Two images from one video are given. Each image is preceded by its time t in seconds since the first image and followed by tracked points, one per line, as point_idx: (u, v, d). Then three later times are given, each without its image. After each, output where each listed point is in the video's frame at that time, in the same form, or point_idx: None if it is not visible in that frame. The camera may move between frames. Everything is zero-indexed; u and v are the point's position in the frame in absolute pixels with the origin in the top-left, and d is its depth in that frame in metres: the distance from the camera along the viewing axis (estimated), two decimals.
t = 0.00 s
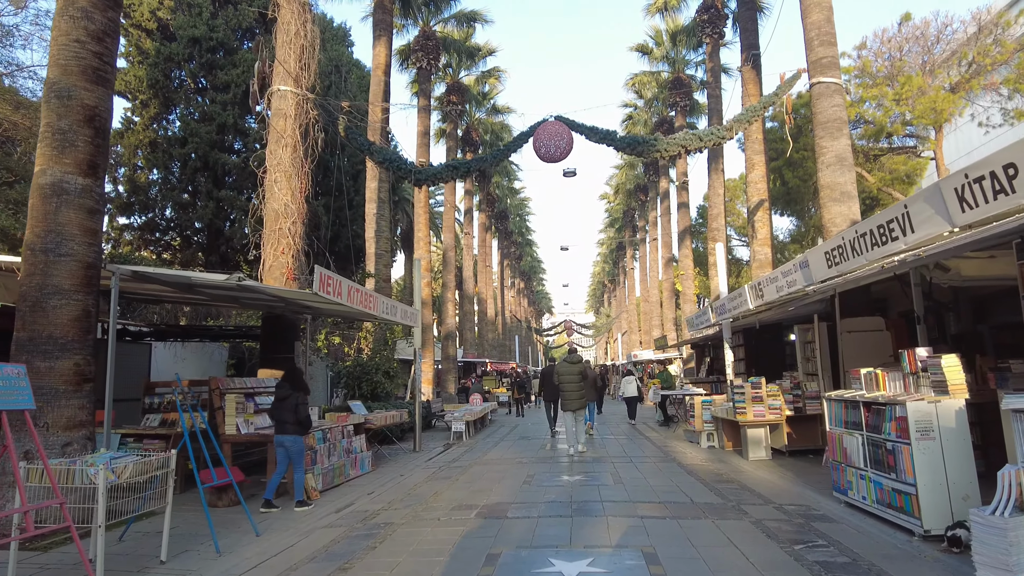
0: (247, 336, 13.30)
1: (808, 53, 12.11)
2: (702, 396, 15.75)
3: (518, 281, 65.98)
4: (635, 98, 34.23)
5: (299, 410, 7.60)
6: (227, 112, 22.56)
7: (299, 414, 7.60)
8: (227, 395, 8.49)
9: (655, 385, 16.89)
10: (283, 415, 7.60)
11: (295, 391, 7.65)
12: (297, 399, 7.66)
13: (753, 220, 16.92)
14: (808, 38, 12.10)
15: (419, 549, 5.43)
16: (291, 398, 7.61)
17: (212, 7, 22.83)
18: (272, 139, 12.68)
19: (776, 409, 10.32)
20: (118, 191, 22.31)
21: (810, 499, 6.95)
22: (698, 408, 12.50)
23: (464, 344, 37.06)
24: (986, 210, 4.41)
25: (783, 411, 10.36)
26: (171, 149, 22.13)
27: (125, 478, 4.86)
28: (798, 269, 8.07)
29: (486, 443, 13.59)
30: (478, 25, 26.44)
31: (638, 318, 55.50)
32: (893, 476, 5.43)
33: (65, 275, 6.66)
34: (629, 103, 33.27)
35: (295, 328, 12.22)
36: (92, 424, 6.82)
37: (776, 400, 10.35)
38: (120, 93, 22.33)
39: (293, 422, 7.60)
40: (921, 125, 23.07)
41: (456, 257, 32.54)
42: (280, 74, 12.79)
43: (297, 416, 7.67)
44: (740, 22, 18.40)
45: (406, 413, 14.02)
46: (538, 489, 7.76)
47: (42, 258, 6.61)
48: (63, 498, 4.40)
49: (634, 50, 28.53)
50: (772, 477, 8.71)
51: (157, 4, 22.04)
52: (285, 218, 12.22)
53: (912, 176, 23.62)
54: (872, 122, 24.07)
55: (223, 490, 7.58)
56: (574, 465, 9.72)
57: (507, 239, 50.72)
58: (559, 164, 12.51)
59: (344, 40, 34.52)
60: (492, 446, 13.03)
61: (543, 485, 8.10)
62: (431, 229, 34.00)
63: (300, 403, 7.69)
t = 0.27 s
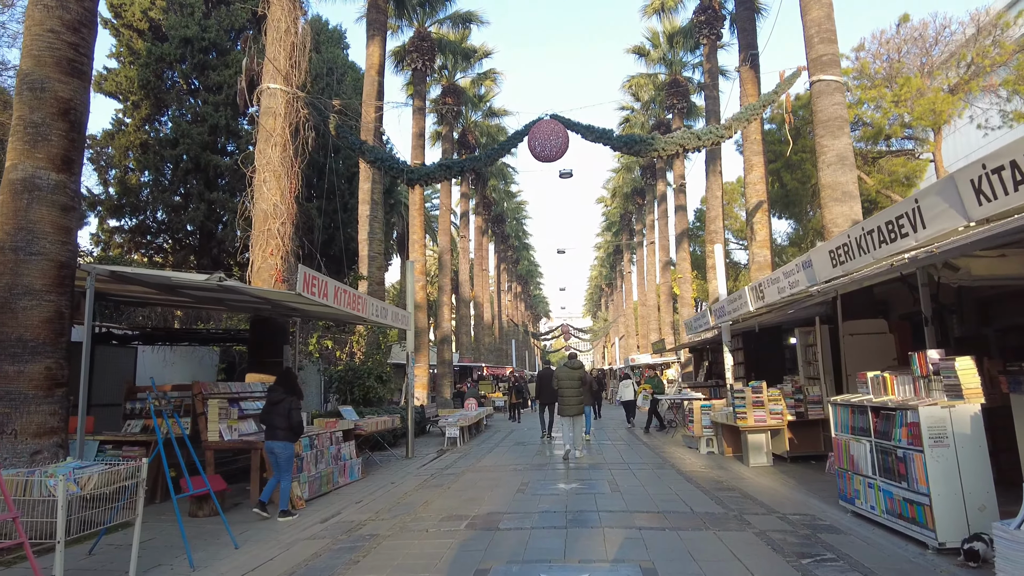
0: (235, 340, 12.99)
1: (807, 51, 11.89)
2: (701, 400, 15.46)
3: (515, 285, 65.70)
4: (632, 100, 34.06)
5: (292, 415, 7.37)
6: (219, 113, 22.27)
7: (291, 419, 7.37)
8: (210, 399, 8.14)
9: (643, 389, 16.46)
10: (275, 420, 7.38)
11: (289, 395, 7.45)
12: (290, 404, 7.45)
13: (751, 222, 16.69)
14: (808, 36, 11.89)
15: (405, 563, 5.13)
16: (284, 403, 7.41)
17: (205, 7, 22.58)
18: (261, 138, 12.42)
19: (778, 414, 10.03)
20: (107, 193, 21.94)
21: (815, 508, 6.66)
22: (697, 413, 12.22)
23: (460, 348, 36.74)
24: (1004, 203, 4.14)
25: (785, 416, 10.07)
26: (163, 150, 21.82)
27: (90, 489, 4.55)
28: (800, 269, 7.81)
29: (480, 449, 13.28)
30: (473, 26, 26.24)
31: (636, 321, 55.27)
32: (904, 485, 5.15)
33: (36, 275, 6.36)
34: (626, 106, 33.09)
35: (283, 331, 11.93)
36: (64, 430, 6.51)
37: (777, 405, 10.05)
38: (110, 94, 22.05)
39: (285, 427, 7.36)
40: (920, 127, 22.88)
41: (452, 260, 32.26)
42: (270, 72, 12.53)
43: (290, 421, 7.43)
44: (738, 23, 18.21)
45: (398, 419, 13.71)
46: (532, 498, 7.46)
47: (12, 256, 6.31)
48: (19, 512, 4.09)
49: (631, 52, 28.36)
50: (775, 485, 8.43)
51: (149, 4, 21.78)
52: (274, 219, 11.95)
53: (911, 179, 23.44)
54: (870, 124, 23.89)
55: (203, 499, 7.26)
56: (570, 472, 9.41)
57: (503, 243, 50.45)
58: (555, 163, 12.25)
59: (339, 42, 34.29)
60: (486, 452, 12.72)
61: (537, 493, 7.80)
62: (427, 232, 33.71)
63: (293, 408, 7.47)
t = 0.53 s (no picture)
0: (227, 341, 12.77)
1: (810, 47, 11.68)
2: (702, 403, 15.21)
3: (514, 286, 65.49)
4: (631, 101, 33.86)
5: (283, 420, 7.17)
6: (214, 112, 22.03)
7: (282, 424, 7.17)
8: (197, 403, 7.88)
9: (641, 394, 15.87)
10: (265, 424, 7.19)
11: (280, 399, 7.27)
12: (281, 408, 7.26)
13: (752, 222, 16.46)
14: (811, 31, 11.67)
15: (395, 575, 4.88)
16: (275, 407, 7.23)
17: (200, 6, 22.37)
18: (253, 136, 12.19)
19: (782, 417, 9.78)
20: (101, 193, 21.71)
21: (822, 515, 6.42)
22: (698, 415, 11.98)
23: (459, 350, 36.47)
24: None
25: (789, 420, 9.82)
26: (157, 151, 21.58)
27: (59, 500, 4.28)
28: (805, 268, 7.59)
29: (477, 453, 13.03)
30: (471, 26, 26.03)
31: (636, 323, 55.03)
32: (918, 495, 4.91)
33: (12, 274, 6.12)
34: (625, 106, 32.88)
35: (276, 333, 11.71)
36: (41, 436, 6.25)
37: (781, 408, 9.82)
38: (104, 94, 21.83)
39: (276, 432, 7.17)
40: (922, 127, 22.67)
41: (450, 261, 32.03)
42: (263, 69, 12.30)
43: (280, 427, 7.22)
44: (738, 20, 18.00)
45: (394, 422, 13.47)
46: (529, 506, 7.21)
47: None
48: None
49: (630, 52, 28.17)
50: (779, 490, 8.19)
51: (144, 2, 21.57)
52: (267, 218, 11.72)
53: (913, 179, 23.24)
54: (872, 123, 23.68)
55: (188, 507, 7.01)
56: (569, 477, 9.16)
57: (502, 244, 50.22)
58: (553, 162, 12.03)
59: (337, 42, 34.08)
60: (484, 456, 12.49)
61: (534, 500, 7.55)
62: (425, 234, 33.48)
63: (284, 412, 7.28)
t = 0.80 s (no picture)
0: (220, 340, 12.54)
1: (815, 40, 11.44)
2: (704, 403, 14.94)
3: (514, 287, 65.24)
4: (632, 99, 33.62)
5: (273, 420, 6.99)
6: (210, 110, 21.79)
7: (273, 424, 6.99)
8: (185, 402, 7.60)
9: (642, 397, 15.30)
10: (256, 425, 6.98)
11: (270, 398, 7.10)
12: (271, 408, 7.09)
13: (755, 220, 16.20)
14: (816, 24, 11.43)
15: None
16: (265, 407, 7.05)
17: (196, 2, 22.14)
18: (247, 131, 11.95)
19: (786, 418, 9.52)
20: (96, 191, 21.47)
21: (832, 520, 6.17)
22: (700, 416, 11.70)
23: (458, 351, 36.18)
24: None
25: (795, 420, 9.55)
26: (153, 148, 21.34)
27: (25, 504, 4.08)
28: (812, 263, 7.35)
29: (475, 454, 12.77)
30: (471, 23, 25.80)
31: (636, 323, 54.74)
32: (936, 498, 4.65)
33: None
34: (625, 104, 32.64)
35: (269, 331, 11.49)
36: (18, 436, 5.99)
37: (785, 408, 9.56)
38: (99, 91, 21.61)
39: (267, 433, 6.97)
40: (926, 125, 22.41)
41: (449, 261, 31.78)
42: (256, 62, 12.07)
43: (271, 427, 7.03)
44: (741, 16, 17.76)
45: (390, 423, 13.23)
46: (526, 510, 6.94)
47: None
48: None
49: (630, 49, 27.94)
50: (785, 493, 7.93)
51: None
52: (260, 214, 11.50)
53: (916, 177, 22.97)
54: (875, 121, 23.43)
55: (172, 510, 6.75)
56: (568, 480, 8.89)
57: (501, 244, 49.96)
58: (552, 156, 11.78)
59: (336, 40, 33.85)
60: (481, 457, 12.23)
61: (532, 503, 7.28)
62: (424, 233, 33.23)
63: (275, 412, 7.11)
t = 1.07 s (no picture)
0: (213, 340, 12.29)
1: (820, 34, 11.19)
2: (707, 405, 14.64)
3: (513, 287, 64.96)
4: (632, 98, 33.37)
5: (265, 422, 6.76)
6: (206, 107, 21.52)
7: (265, 426, 6.76)
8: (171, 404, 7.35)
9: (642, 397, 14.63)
10: (249, 427, 6.76)
11: (262, 400, 6.87)
12: (263, 409, 6.85)
13: (758, 219, 15.93)
14: (821, 17, 11.18)
15: None
16: (257, 408, 6.82)
17: None
18: (240, 126, 11.69)
19: (793, 421, 9.24)
20: (89, 189, 21.18)
21: (843, 528, 5.91)
22: (703, 418, 11.41)
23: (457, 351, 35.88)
24: None
25: (800, 423, 9.29)
26: (147, 146, 21.05)
27: None
28: (820, 261, 7.11)
29: (473, 457, 12.49)
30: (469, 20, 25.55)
31: (636, 324, 54.48)
32: (959, 509, 4.39)
33: None
34: (626, 103, 32.39)
35: (262, 331, 11.26)
36: None
37: (792, 411, 9.27)
38: (93, 88, 21.33)
39: (260, 435, 6.74)
40: (930, 123, 22.17)
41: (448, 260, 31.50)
42: (250, 56, 11.80)
43: (264, 429, 6.80)
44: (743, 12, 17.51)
45: (386, 425, 12.98)
46: (524, 517, 6.68)
47: None
48: None
49: (630, 47, 27.70)
50: (792, 499, 7.68)
51: None
52: (253, 211, 11.27)
53: (920, 176, 22.73)
54: (878, 120, 23.19)
55: (156, 517, 6.48)
56: (569, 485, 8.62)
57: (500, 244, 49.64)
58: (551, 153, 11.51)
59: (334, 38, 33.58)
60: (479, 460, 11.97)
61: (530, 510, 7.02)
62: (422, 233, 32.93)
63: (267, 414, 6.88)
